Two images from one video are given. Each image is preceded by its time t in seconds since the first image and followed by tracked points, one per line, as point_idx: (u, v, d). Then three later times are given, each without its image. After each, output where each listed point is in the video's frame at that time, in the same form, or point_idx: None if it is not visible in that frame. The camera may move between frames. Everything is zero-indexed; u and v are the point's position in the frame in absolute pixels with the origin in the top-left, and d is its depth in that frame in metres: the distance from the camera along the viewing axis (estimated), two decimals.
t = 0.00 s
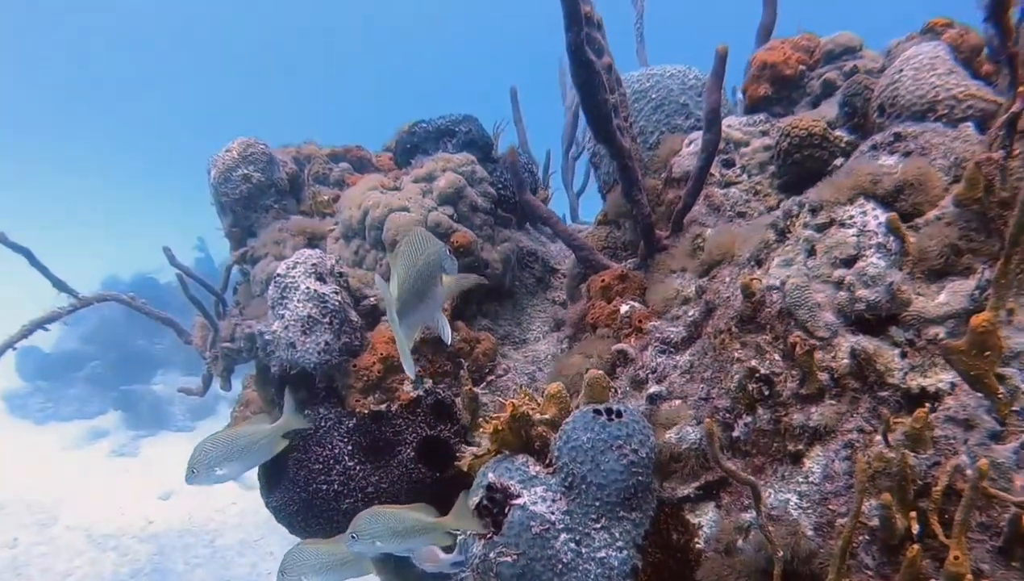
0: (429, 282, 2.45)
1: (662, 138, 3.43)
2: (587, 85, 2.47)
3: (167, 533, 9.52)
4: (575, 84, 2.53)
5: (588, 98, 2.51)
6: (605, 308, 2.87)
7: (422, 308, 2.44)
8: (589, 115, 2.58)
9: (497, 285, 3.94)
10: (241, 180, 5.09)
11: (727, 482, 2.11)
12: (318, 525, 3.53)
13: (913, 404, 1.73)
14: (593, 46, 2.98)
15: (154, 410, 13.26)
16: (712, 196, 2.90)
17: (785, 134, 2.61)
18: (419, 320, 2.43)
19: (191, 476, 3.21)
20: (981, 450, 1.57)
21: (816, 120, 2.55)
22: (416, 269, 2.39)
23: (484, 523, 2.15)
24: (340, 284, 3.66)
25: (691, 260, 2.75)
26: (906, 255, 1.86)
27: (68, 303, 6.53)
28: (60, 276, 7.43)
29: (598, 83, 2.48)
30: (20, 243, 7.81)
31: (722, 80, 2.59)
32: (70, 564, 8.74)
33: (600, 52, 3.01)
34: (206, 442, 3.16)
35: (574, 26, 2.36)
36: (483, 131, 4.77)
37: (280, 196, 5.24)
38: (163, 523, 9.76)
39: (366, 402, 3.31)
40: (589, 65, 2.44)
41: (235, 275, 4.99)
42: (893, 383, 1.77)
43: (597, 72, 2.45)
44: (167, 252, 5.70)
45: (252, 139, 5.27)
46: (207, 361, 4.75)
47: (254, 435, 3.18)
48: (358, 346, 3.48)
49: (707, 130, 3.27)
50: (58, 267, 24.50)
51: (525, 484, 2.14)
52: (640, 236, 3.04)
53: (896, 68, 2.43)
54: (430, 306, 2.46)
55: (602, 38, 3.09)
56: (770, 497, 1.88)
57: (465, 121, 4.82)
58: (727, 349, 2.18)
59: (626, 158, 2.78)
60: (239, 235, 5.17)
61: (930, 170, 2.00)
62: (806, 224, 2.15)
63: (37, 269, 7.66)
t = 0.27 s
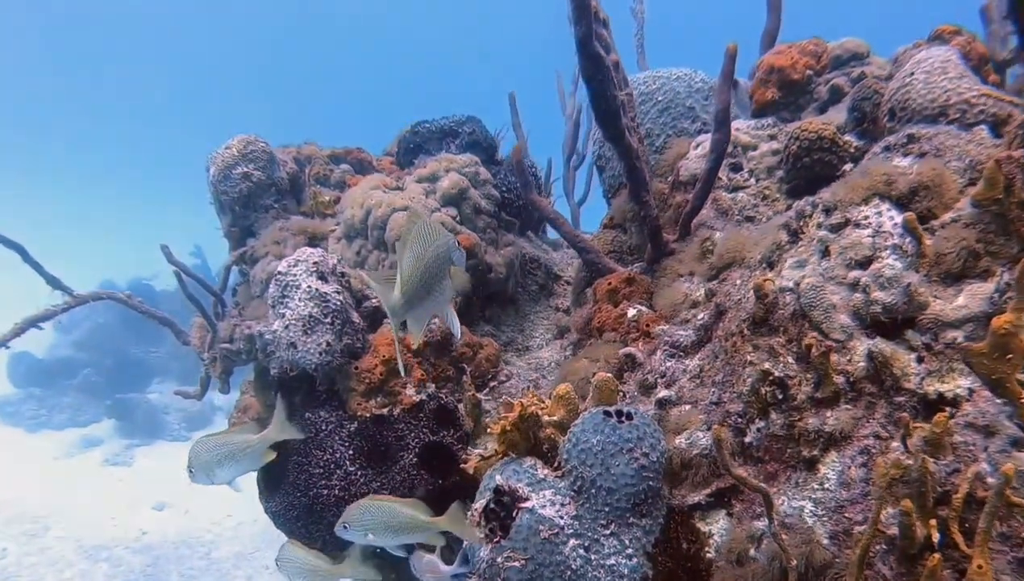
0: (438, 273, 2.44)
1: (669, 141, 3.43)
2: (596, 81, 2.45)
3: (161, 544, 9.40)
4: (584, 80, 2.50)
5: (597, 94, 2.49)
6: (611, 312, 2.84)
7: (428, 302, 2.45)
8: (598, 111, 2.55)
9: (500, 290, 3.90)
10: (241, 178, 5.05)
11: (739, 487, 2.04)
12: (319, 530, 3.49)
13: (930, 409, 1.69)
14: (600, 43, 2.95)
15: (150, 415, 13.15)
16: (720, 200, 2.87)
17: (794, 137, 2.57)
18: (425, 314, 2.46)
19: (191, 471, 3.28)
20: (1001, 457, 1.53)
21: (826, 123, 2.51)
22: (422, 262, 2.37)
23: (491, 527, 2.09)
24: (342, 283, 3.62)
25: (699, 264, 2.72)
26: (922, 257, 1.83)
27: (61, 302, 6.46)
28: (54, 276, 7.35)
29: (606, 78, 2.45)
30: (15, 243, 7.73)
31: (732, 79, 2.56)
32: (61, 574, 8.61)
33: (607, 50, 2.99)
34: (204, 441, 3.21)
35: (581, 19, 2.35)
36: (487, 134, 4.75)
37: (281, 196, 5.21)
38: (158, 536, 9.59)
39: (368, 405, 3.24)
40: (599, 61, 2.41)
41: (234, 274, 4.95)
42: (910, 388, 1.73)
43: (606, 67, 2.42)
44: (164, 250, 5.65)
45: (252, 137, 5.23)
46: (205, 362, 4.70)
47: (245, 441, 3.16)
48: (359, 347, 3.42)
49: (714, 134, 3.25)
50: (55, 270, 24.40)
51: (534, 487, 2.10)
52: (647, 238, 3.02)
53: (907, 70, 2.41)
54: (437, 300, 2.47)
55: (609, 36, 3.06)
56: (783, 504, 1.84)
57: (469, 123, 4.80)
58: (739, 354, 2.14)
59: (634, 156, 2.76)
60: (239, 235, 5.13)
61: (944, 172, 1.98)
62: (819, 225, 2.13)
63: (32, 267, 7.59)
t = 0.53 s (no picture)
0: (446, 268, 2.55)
1: (669, 145, 3.41)
2: (597, 81, 2.42)
3: (149, 550, 9.20)
4: (584, 82, 2.47)
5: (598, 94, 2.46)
6: (612, 317, 2.79)
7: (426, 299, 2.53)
8: (598, 113, 2.52)
9: (497, 295, 3.85)
10: (232, 178, 4.98)
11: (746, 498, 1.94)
12: (310, 539, 3.40)
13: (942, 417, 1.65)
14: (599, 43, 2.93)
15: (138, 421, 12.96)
16: (721, 205, 2.85)
17: (796, 142, 2.56)
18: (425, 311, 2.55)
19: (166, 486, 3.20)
20: (1016, 467, 1.49)
21: (829, 128, 2.51)
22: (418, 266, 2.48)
23: (488, 538, 2.03)
24: (334, 284, 3.56)
25: (701, 269, 2.68)
26: (932, 261, 1.80)
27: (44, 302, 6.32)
28: (37, 278, 7.19)
29: (606, 78, 2.42)
30: None
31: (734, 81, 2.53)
32: None
33: (607, 51, 2.96)
34: (182, 448, 3.18)
35: (583, 18, 2.30)
36: (483, 137, 4.71)
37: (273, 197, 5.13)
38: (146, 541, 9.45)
39: (361, 411, 3.16)
40: (600, 63, 2.38)
41: (225, 276, 4.86)
42: (921, 396, 1.69)
43: (607, 67, 2.38)
44: (152, 251, 5.55)
45: (244, 137, 5.15)
46: (194, 365, 4.61)
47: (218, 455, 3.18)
48: (353, 353, 3.36)
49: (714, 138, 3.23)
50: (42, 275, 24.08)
51: (534, 497, 2.04)
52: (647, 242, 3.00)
53: (912, 74, 2.39)
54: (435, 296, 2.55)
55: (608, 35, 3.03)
56: (791, 515, 1.79)
57: (464, 124, 4.76)
58: (744, 360, 2.10)
59: (633, 157, 2.72)
60: (229, 236, 5.05)
61: (952, 175, 1.96)
62: (827, 228, 2.10)
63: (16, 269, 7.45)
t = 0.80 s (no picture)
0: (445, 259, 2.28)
1: (665, 155, 3.40)
2: (594, 97, 2.38)
3: (127, 562, 8.92)
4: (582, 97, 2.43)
5: (597, 111, 2.42)
6: (608, 328, 2.73)
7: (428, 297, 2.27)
8: (596, 129, 2.49)
9: (486, 302, 3.77)
10: (217, 190, 4.86)
11: (745, 515, 1.89)
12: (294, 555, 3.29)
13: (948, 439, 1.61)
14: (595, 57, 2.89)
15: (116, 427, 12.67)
16: (720, 215, 2.81)
17: (797, 154, 2.53)
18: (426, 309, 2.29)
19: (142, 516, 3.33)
20: None
21: (829, 141, 2.47)
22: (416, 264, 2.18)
23: (479, 561, 1.97)
24: (321, 296, 3.46)
25: (698, 281, 2.64)
26: (938, 280, 1.78)
27: (20, 320, 6.13)
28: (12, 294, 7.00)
29: (603, 95, 2.38)
30: None
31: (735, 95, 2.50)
32: None
33: (604, 65, 2.91)
34: (148, 484, 3.28)
35: (581, 36, 2.27)
36: (476, 143, 4.65)
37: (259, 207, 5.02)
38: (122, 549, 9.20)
39: (348, 424, 3.07)
40: (597, 77, 2.34)
41: (208, 287, 4.75)
42: (925, 416, 1.65)
43: (604, 83, 2.35)
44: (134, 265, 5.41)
45: (229, 147, 5.05)
46: (176, 380, 4.48)
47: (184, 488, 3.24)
48: (340, 366, 3.25)
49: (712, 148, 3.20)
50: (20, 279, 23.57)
51: (526, 518, 1.96)
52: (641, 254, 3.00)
53: (914, 90, 2.39)
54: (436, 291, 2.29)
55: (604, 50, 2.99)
56: (790, 536, 1.75)
57: (457, 132, 4.70)
58: (742, 376, 2.06)
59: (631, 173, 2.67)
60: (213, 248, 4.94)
61: (957, 195, 1.93)
62: (830, 245, 2.07)
63: None
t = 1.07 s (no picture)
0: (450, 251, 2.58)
1: (662, 171, 3.35)
2: (592, 114, 2.32)
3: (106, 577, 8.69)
4: (580, 113, 2.38)
5: (593, 128, 2.36)
6: (602, 350, 2.67)
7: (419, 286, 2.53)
8: (593, 146, 2.43)
9: (477, 319, 3.70)
10: (203, 202, 4.77)
11: (744, 553, 1.82)
12: None
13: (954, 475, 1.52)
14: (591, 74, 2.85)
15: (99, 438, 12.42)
16: (717, 236, 2.77)
17: (797, 173, 2.49)
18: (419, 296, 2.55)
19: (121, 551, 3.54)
20: None
21: (829, 161, 2.44)
22: (414, 253, 2.48)
23: None
24: (308, 314, 3.37)
25: (695, 303, 2.59)
26: (942, 310, 1.73)
27: None
28: None
29: (602, 112, 2.33)
30: None
31: (734, 113, 2.46)
32: None
33: (601, 81, 2.85)
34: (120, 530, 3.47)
35: (580, 52, 2.21)
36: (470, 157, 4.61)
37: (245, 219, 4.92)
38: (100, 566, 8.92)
39: (334, 447, 2.98)
40: (596, 93, 2.29)
41: (193, 301, 4.64)
42: (929, 452, 1.57)
43: (603, 100, 2.30)
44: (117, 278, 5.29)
45: (216, 158, 4.97)
46: (158, 397, 4.36)
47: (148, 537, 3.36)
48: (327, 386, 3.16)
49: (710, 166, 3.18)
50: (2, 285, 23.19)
51: (518, 553, 1.89)
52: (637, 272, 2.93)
53: (914, 112, 2.36)
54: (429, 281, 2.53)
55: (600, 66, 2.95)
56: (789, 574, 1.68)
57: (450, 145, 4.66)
58: (741, 405, 2.00)
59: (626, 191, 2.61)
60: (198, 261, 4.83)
61: (961, 222, 1.90)
62: (831, 271, 2.02)
63: None
